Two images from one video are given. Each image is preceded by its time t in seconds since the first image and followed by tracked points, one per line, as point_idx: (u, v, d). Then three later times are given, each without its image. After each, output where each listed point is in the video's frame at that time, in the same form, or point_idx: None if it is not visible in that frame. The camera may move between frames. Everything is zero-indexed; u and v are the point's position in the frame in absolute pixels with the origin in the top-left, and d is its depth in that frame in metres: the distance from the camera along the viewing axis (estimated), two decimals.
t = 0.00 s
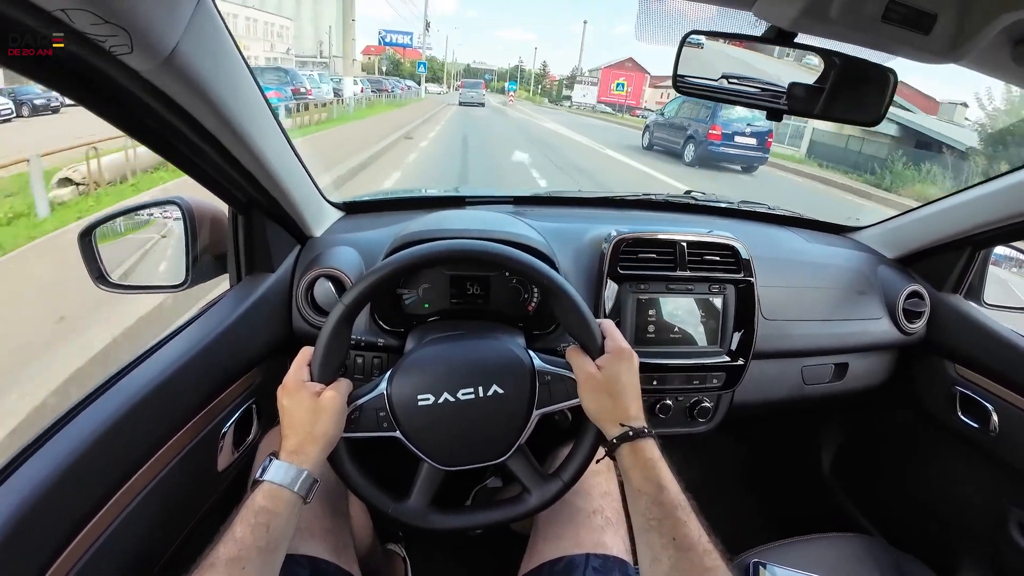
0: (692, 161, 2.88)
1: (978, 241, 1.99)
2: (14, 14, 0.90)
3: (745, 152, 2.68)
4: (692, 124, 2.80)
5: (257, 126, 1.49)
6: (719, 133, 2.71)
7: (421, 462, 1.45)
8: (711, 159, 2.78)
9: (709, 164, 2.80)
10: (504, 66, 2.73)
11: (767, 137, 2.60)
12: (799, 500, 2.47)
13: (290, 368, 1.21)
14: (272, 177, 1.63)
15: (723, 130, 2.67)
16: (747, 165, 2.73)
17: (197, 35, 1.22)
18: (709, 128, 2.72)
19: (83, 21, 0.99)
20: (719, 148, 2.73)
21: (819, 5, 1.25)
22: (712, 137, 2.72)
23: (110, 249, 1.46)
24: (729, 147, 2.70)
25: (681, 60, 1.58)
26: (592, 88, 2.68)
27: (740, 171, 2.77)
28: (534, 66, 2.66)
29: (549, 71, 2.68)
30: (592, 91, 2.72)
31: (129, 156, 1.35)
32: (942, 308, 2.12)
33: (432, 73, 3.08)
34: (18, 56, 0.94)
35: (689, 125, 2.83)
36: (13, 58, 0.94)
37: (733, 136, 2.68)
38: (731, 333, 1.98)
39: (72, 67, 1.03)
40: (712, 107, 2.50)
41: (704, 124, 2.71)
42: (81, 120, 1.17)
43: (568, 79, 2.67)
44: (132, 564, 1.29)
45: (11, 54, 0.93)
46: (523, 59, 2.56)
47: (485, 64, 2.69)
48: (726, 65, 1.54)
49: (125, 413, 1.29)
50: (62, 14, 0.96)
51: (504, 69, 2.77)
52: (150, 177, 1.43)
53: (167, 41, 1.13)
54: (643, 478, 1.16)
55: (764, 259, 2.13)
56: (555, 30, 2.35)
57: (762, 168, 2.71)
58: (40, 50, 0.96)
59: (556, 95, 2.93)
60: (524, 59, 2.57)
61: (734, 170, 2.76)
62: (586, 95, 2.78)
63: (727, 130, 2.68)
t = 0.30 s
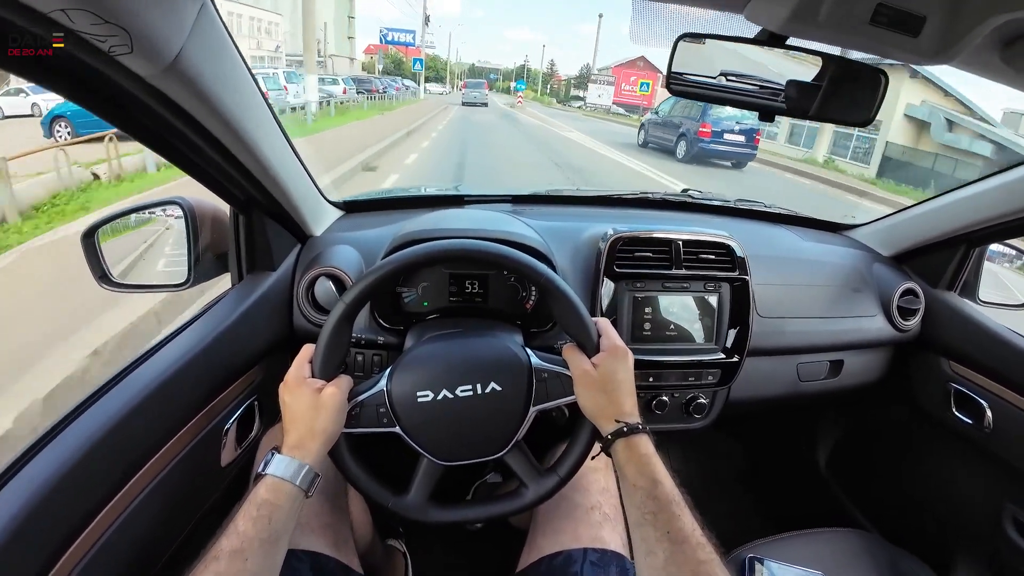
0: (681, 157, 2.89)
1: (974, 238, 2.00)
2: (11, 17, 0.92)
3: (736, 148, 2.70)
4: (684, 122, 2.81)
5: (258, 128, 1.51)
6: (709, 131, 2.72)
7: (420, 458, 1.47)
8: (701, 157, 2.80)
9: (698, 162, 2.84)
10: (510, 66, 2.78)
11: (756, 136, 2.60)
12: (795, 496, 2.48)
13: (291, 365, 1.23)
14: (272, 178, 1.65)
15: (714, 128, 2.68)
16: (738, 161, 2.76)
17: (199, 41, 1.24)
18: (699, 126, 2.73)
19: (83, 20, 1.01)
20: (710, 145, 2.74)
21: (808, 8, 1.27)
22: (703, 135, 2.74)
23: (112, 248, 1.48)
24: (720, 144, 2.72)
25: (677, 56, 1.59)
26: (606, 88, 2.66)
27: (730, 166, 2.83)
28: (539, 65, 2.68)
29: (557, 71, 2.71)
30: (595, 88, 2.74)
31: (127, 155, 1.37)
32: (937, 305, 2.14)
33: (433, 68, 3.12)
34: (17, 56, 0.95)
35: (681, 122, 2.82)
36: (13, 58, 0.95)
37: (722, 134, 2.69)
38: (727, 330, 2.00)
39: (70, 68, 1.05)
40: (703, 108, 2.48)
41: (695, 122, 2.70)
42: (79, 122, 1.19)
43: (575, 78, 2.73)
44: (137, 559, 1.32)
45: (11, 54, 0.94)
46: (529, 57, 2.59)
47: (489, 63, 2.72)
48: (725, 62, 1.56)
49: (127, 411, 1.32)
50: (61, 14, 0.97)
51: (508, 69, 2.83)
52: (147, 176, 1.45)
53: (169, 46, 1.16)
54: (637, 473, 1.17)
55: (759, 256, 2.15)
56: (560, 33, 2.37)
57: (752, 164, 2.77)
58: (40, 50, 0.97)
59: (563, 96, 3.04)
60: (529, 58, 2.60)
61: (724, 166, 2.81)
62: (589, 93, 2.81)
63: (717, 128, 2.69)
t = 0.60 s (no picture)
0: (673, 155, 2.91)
1: (969, 237, 2.01)
2: (11, 33, 0.93)
3: (726, 145, 2.70)
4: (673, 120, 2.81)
5: (255, 135, 1.53)
6: (700, 128, 2.72)
7: (416, 458, 1.50)
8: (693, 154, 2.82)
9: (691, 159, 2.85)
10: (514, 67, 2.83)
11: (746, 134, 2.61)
12: (791, 496, 2.50)
13: (290, 365, 1.25)
14: (269, 183, 1.67)
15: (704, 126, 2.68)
16: (728, 158, 2.81)
17: (195, 53, 1.26)
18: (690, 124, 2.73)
19: (83, 21, 1.00)
20: (701, 142, 2.75)
21: (792, 14, 1.29)
22: (693, 133, 2.73)
23: (111, 251, 1.49)
24: (711, 141, 2.72)
25: (667, 56, 1.56)
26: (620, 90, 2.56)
27: (721, 163, 2.84)
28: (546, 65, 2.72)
29: (564, 69, 2.78)
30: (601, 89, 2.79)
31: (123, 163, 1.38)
32: (932, 305, 2.15)
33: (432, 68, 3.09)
34: (17, 56, 0.97)
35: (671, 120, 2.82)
36: (12, 58, 0.96)
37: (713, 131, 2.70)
38: (721, 330, 2.01)
39: (60, 78, 1.06)
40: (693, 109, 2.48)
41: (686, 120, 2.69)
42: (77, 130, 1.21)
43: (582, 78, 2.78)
44: (136, 561, 1.34)
45: (10, 54, 0.96)
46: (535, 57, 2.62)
47: (494, 62, 2.78)
48: (720, 64, 1.55)
49: (126, 415, 1.33)
50: (62, 14, 0.96)
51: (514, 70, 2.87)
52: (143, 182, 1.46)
53: (167, 60, 1.18)
54: (629, 475, 1.19)
55: (753, 257, 2.16)
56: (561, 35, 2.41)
57: (742, 160, 2.79)
58: (39, 50, 0.99)
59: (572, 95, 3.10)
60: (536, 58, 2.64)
61: (716, 163, 2.82)
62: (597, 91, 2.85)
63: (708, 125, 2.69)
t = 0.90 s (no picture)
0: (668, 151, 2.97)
1: (970, 237, 2.01)
2: (10, 33, 0.93)
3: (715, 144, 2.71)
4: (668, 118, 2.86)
5: (255, 135, 1.53)
6: (692, 126, 2.75)
7: (408, 452, 1.51)
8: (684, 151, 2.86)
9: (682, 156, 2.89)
10: (520, 66, 2.85)
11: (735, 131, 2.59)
12: (792, 496, 2.49)
13: (293, 346, 1.22)
14: (270, 184, 1.67)
15: (696, 124, 2.72)
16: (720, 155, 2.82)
17: (195, 52, 1.25)
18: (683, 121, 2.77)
19: (83, 21, 0.99)
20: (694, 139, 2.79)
21: (794, 14, 1.28)
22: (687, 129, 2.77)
23: (111, 250, 1.49)
24: (702, 139, 2.74)
25: (667, 58, 1.57)
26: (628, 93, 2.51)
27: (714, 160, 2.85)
28: (556, 65, 2.71)
29: (573, 70, 2.75)
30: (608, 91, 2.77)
31: (119, 162, 1.37)
32: (933, 304, 2.15)
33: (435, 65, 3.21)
34: (16, 56, 0.97)
35: (667, 117, 2.87)
36: (12, 58, 0.96)
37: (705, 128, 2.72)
38: (723, 330, 2.01)
39: (57, 78, 1.05)
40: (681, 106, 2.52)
41: (679, 116, 2.75)
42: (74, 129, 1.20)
43: (591, 77, 2.75)
44: (137, 563, 1.33)
45: (10, 54, 0.95)
46: (542, 56, 2.61)
47: (498, 62, 2.80)
48: (720, 62, 1.55)
49: (125, 417, 1.33)
50: (62, 15, 0.96)
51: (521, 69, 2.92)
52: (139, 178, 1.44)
53: (167, 59, 1.17)
54: (628, 496, 1.18)
55: (755, 257, 2.16)
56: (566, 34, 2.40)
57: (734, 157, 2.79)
58: (40, 50, 0.98)
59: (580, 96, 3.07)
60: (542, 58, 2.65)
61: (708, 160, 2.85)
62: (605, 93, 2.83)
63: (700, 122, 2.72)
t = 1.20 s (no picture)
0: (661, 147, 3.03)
1: (978, 235, 1.99)
2: (11, 29, 0.92)
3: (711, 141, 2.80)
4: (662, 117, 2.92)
5: (260, 134, 1.52)
6: (685, 124, 2.80)
7: (409, 448, 1.50)
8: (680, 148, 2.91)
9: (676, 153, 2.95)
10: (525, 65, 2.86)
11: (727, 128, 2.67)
12: (797, 496, 2.48)
13: (302, 334, 1.22)
14: (274, 183, 1.66)
15: (690, 122, 2.76)
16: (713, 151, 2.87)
17: (198, 50, 1.25)
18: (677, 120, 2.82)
19: (83, 21, 0.99)
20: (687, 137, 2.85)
21: (803, 9, 1.27)
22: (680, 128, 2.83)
23: (115, 249, 1.48)
24: (696, 137, 2.81)
25: (674, 55, 1.56)
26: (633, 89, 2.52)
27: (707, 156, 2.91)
28: (563, 66, 2.68)
29: (580, 71, 2.73)
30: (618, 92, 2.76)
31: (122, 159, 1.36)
32: (940, 302, 2.13)
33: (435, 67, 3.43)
34: (17, 56, 0.95)
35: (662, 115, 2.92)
36: (13, 58, 0.95)
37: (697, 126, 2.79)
38: (729, 329, 2.00)
39: (58, 75, 1.04)
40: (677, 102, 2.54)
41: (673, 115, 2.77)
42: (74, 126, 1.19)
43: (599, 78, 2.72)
44: (141, 562, 1.33)
45: (10, 54, 0.94)
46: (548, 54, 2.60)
47: (503, 60, 2.80)
48: (724, 61, 1.54)
49: (126, 417, 1.32)
50: (62, 14, 0.95)
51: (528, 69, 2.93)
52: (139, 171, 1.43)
53: (169, 56, 1.16)
54: (631, 507, 1.16)
55: (761, 255, 2.15)
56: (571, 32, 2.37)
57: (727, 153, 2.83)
58: (40, 50, 0.97)
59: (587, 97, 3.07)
60: (547, 57, 2.64)
61: (702, 157, 2.90)
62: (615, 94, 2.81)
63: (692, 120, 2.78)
